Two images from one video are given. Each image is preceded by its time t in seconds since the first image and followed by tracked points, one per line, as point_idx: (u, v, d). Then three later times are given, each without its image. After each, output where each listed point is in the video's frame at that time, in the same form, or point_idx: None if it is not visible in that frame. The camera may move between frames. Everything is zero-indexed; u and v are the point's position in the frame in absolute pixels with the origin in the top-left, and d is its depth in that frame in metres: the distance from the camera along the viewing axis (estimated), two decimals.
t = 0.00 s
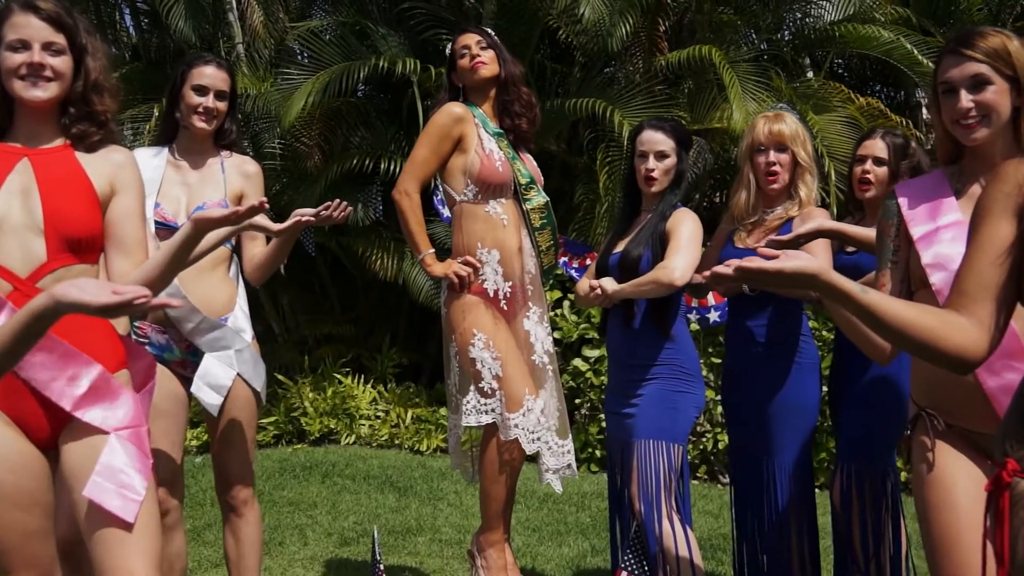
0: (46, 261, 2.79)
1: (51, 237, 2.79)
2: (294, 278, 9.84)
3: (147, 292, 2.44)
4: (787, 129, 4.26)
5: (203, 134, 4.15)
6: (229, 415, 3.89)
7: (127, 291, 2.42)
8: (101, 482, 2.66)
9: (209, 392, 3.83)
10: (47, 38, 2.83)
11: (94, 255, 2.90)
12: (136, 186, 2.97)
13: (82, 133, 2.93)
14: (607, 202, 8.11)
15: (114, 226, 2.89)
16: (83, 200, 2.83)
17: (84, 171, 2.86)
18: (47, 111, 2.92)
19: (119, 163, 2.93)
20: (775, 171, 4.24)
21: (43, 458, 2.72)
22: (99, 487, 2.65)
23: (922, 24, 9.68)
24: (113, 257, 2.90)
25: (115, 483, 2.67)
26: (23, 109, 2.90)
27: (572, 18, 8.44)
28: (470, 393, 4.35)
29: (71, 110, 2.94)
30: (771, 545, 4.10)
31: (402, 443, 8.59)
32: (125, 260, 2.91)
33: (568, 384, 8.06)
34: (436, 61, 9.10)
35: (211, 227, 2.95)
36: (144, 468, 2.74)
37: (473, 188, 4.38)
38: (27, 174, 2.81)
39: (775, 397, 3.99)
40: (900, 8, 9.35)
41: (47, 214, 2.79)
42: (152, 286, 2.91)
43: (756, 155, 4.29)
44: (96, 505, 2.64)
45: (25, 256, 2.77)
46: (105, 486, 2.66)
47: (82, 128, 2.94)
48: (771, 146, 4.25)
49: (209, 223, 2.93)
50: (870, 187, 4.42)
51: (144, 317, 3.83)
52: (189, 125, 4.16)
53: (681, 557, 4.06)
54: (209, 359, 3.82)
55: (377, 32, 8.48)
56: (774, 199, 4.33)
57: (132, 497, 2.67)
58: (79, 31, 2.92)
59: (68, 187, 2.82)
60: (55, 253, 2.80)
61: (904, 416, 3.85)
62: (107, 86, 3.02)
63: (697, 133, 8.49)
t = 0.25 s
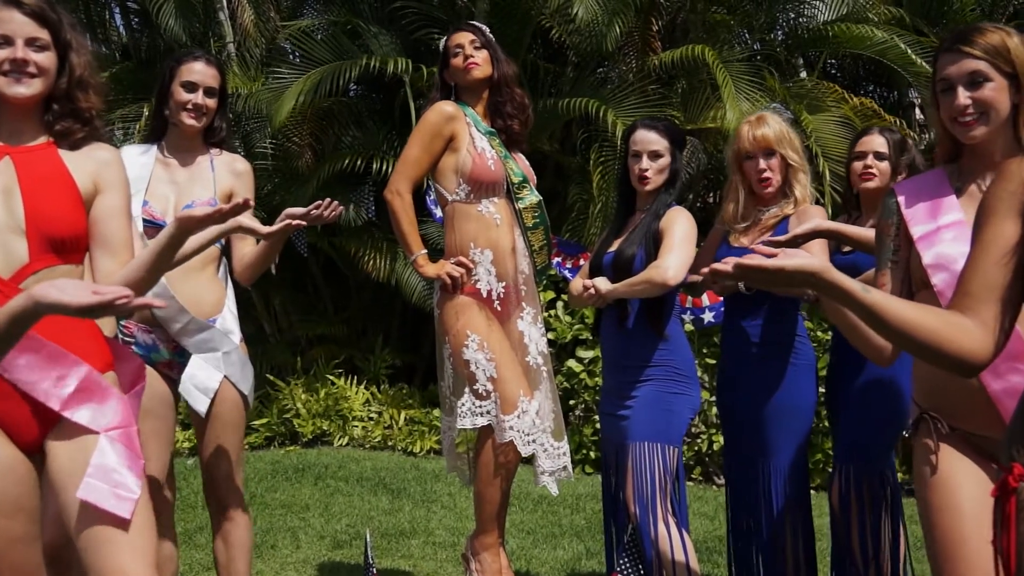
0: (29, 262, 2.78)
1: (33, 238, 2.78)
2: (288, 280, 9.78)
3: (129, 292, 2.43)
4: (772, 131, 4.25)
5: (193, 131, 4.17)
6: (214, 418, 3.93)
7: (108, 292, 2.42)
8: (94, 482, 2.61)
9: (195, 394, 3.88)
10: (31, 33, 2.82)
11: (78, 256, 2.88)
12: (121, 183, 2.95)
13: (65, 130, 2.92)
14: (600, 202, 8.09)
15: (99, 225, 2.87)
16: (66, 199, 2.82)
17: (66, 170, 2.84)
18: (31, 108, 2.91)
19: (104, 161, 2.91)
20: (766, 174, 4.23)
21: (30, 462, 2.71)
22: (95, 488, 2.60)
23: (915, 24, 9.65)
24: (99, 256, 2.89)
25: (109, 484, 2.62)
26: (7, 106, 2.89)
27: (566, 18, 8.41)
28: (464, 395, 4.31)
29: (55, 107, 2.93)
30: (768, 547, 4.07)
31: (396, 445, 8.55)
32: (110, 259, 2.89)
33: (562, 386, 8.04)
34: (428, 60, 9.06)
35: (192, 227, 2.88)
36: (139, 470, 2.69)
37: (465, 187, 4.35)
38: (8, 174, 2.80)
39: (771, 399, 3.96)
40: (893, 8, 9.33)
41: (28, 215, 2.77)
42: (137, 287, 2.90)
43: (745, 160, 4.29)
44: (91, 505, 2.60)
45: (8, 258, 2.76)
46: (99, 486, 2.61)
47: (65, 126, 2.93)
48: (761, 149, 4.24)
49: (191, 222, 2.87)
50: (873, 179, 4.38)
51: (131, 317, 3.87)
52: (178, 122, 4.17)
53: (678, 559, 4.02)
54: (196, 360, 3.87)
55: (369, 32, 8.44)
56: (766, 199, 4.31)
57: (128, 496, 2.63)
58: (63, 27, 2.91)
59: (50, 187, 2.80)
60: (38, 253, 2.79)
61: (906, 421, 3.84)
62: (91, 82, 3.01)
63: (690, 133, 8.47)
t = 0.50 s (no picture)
0: (34, 263, 2.75)
1: (37, 238, 2.75)
2: (292, 281, 9.74)
3: (125, 293, 2.40)
4: (783, 126, 4.21)
5: (196, 130, 4.15)
6: (216, 420, 3.88)
7: (105, 293, 2.39)
8: (88, 493, 2.59)
9: (196, 396, 3.83)
10: (32, 31, 2.78)
11: (82, 257, 2.85)
12: (124, 183, 2.92)
13: (67, 129, 2.90)
14: (608, 202, 8.05)
15: (102, 225, 2.85)
16: (70, 199, 2.79)
17: (70, 170, 2.82)
18: (32, 106, 2.87)
19: (107, 160, 2.89)
20: (775, 169, 4.18)
21: (32, 465, 2.67)
22: (85, 499, 2.58)
23: (923, 23, 9.59)
24: (102, 257, 2.85)
25: (103, 495, 2.60)
26: (8, 105, 2.85)
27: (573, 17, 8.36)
28: (470, 397, 4.28)
29: (57, 105, 2.90)
30: (778, 551, 4.02)
31: (402, 446, 8.51)
32: (113, 261, 2.85)
33: (569, 387, 8.00)
34: (433, 60, 9.01)
35: (197, 228, 2.89)
36: (133, 480, 2.67)
37: (471, 186, 4.32)
38: (11, 175, 2.77)
39: (781, 401, 3.93)
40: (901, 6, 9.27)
41: (32, 216, 2.74)
42: (138, 289, 2.84)
43: (754, 155, 4.24)
44: (80, 517, 2.58)
45: (11, 259, 2.72)
46: (92, 498, 2.59)
47: (66, 126, 2.90)
48: (770, 144, 4.20)
49: (195, 224, 2.87)
50: (882, 182, 4.35)
51: (133, 319, 3.89)
52: (181, 121, 4.15)
53: (685, 563, 3.98)
54: (199, 361, 3.84)
55: (374, 31, 8.40)
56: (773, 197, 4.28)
57: (118, 511, 2.61)
58: (65, 24, 2.87)
59: (53, 187, 2.78)
60: (43, 254, 2.76)
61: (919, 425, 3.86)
62: (93, 81, 2.97)
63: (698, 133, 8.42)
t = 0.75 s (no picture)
0: (31, 264, 2.71)
1: (35, 239, 2.71)
2: (294, 283, 9.70)
3: (118, 294, 2.36)
4: (793, 123, 4.21)
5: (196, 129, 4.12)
6: (212, 422, 3.85)
7: (97, 295, 2.34)
8: (82, 500, 2.54)
9: (189, 395, 3.80)
10: (29, 29, 2.74)
11: (80, 258, 2.81)
12: (124, 183, 2.88)
13: (65, 128, 2.85)
14: (610, 203, 8.01)
15: (101, 226, 2.80)
16: (67, 200, 2.75)
17: (68, 170, 2.77)
18: (28, 105, 2.83)
19: (106, 159, 2.85)
20: (780, 165, 4.18)
21: (27, 471, 2.63)
22: (79, 506, 2.53)
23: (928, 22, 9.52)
24: (101, 258, 2.81)
25: (97, 502, 2.55)
26: (4, 104, 2.80)
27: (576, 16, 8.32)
28: (472, 399, 4.23)
29: (54, 104, 2.86)
30: (783, 556, 3.98)
31: (403, 448, 8.47)
32: (112, 261, 2.81)
33: (571, 389, 7.95)
34: (435, 60, 8.96)
35: (199, 227, 2.83)
36: (129, 486, 2.62)
37: (473, 186, 4.27)
38: (9, 175, 2.73)
39: (788, 404, 3.89)
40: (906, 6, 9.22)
41: (30, 217, 2.70)
42: (137, 292, 2.81)
43: (760, 148, 4.24)
44: (74, 524, 2.53)
45: (9, 260, 2.69)
46: (86, 505, 2.54)
47: (64, 125, 2.85)
48: (778, 140, 4.20)
49: (196, 223, 2.81)
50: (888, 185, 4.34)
51: (130, 322, 3.87)
52: (181, 120, 4.12)
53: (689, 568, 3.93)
54: (194, 360, 3.80)
55: (376, 31, 8.37)
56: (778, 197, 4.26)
57: (113, 518, 2.56)
58: (62, 22, 2.83)
59: (51, 188, 2.73)
60: (40, 255, 2.72)
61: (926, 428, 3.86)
62: (91, 79, 2.92)
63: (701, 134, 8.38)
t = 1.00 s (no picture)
0: (25, 264, 2.67)
1: (29, 238, 2.68)
2: (293, 284, 9.65)
3: (108, 295, 2.35)
4: (801, 122, 4.18)
5: (195, 125, 4.09)
6: (208, 424, 3.83)
7: (87, 295, 2.34)
8: (78, 507, 2.50)
9: (182, 397, 3.74)
10: (24, 27, 2.70)
11: (76, 258, 2.78)
12: (121, 183, 2.84)
13: (60, 128, 2.80)
14: (612, 204, 7.97)
15: (97, 226, 2.76)
16: (62, 199, 2.71)
17: (64, 169, 2.74)
18: (23, 105, 2.78)
19: (102, 159, 2.81)
20: (784, 164, 4.15)
21: (22, 475, 2.59)
22: (74, 513, 2.49)
23: (931, 22, 9.48)
24: (97, 259, 2.77)
25: (93, 509, 2.51)
26: None
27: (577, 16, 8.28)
28: (475, 402, 4.18)
29: (50, 103, 2.81)
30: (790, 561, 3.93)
31: (404, 451, 8.41)
32: (108, 262, 2.77)
33: (573, 391, 7.91)
34: (436, 60, 8.91)
35: (195, 228, 2.77)
36: (126, 492, 2.58)
37: (473, 187, 4.25)
38: (4, 174, 2.70)
39: (792, 406, 3.85)
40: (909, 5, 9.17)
41: (25, 216, 2.67)
42: (134, 292, 2.74)
43: (767, 145, 4.22)
44: (69, 531, 2.49)
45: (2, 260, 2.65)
46: (81, 512, 2.50)
47: (59, 124, 2.81)
48: (785, 138, 4.17)
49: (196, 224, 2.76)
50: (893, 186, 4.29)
51: (125, 324, 3.86)
52: (178, 117, 4.09)
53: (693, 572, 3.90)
54: (189, 362, 3.77)
55: (376, 31, 8.33)
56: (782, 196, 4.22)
57: (108, 524, 2.52)
58: (58, 20, 2.78)
59: (46, 187, 2.70)
60: (33, 255, 2.68)
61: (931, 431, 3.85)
62: (88, 78, 2.87)
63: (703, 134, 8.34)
